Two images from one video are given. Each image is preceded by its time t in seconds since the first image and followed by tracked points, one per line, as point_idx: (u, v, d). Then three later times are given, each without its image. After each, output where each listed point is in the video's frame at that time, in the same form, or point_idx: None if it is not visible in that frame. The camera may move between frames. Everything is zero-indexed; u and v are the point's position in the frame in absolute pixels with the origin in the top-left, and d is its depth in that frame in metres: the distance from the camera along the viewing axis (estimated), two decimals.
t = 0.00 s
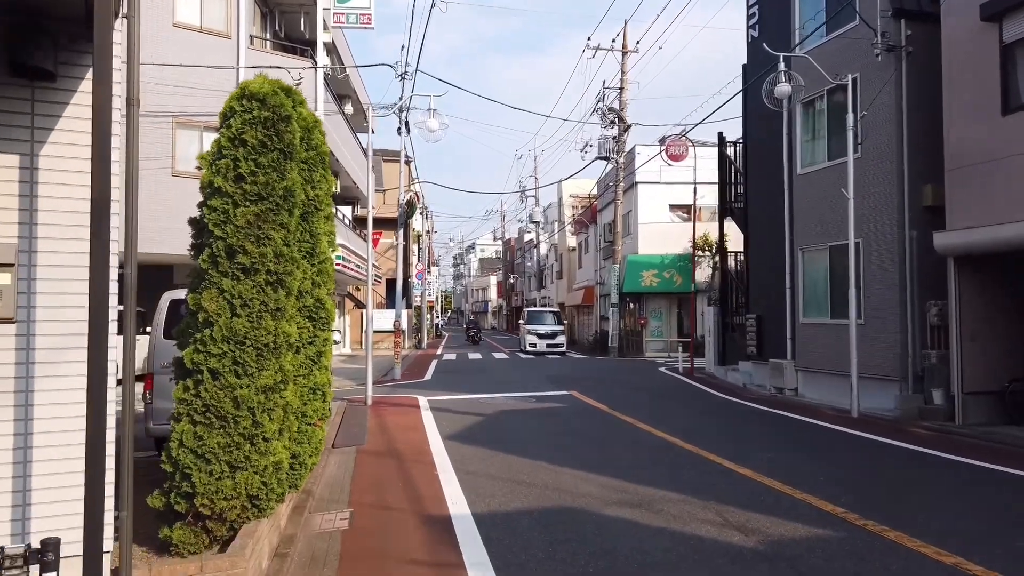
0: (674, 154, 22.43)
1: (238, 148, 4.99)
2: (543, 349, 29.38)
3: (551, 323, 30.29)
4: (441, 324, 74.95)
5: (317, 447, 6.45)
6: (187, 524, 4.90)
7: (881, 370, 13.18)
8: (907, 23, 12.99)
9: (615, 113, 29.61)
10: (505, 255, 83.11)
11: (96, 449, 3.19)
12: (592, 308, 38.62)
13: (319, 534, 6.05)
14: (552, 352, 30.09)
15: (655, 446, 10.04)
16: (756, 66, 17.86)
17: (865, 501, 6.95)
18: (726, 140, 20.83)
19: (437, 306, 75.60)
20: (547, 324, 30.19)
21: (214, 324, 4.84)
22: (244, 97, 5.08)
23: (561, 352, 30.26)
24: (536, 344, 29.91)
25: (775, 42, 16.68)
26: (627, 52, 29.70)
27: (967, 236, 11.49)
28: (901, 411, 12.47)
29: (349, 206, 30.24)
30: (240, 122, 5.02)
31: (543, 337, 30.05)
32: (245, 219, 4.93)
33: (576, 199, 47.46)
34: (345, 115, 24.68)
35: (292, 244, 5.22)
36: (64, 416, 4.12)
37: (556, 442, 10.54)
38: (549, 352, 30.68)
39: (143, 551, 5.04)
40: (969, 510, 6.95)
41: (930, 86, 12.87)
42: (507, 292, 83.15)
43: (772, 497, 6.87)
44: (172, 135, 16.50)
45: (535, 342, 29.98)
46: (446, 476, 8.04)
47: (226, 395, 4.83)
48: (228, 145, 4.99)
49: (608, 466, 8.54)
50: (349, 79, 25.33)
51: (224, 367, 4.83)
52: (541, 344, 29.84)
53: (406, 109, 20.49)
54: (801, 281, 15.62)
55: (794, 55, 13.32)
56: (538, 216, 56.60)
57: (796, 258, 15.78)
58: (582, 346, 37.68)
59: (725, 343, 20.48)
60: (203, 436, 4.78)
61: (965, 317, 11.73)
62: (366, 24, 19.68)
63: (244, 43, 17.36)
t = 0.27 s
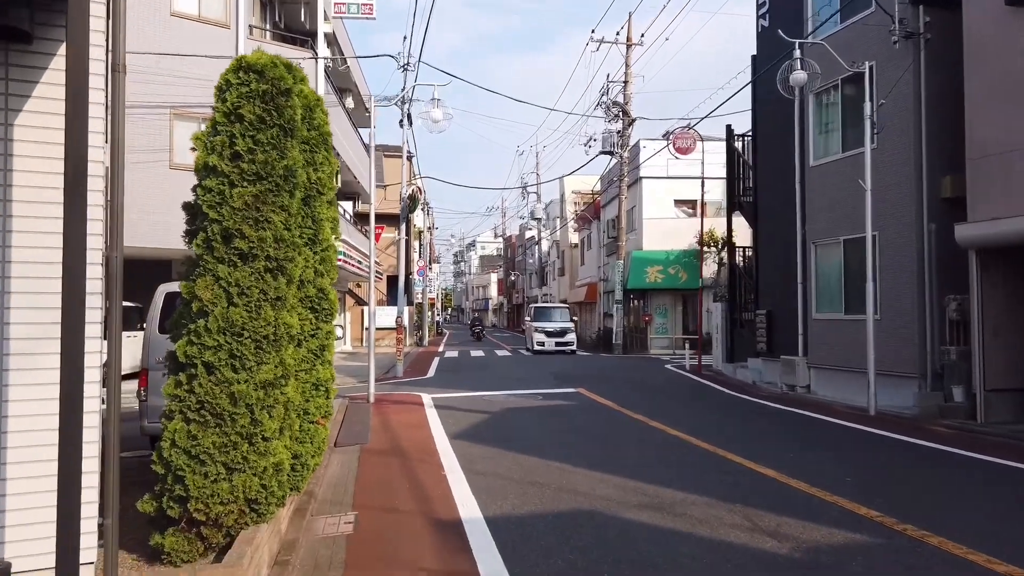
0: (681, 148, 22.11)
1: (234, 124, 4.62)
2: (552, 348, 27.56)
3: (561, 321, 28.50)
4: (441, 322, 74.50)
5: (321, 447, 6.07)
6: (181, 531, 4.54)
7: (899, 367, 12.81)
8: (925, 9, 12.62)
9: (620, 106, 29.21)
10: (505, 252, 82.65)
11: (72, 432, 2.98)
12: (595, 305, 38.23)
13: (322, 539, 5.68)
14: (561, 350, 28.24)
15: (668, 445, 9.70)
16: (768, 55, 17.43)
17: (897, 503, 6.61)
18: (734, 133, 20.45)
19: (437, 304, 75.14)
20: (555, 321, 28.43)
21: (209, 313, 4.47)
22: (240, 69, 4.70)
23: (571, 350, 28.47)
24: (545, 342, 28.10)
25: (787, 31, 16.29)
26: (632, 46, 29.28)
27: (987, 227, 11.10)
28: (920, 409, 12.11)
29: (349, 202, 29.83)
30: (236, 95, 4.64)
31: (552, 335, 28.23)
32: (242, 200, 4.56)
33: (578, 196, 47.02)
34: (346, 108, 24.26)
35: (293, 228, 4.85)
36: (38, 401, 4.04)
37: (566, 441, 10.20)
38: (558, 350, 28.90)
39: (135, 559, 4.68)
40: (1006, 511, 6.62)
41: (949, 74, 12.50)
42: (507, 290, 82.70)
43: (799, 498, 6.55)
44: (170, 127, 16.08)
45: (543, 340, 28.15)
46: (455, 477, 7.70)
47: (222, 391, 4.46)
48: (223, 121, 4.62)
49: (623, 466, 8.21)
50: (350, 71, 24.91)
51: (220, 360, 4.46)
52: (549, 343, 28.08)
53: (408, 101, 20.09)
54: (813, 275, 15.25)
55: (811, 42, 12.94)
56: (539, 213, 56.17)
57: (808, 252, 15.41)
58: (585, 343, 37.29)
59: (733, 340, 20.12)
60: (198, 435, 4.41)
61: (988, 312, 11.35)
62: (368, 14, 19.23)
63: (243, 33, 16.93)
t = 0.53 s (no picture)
0: (689, 146, 21.76)
1: (230, 112, 4.24)
2: (563, 351, 25.77)
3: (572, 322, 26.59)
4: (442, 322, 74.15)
5: (323, 459, 5.69)
6: (170, 557, 4.16)
7: (918, 371, 12.40)
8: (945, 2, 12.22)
9: (624, 105, 28.85)
10: (506, 253, 82.23)
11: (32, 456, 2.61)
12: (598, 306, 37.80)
13: (324, 559, 5.30)
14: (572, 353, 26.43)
15: (685, 454, 9.31)
16: (780, 50, 17.02)
17: (935, 519, 6.23)
18: (743, 131, 20.06)
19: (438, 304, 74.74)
20: (565, 323, 26.57)
21: (201, 318, 4.09)
22: (235, 52, 4.32)
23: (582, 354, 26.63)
24: (554, 344, 26.30)
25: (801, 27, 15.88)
26: (637, 43, 28.86)
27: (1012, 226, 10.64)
28: (940, 414, 11.72)
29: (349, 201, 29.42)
30: (232, 80, 4.26)
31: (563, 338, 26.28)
32: (237, 195, 4.18)
33: (580, 197, 46.70)
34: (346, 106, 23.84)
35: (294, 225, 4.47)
36: None
37: (578, 449, 9.81)
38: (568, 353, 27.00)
39: None
40: None
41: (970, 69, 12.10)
42: (508, 290, 82.31)
43: (831, 514, 6.18)
44: (168, 124, 15.66)
45: (553, 342, 26.24)
46: (464, 489, 7.31)
47: (215, 404, 4.08)
48: (218, 107, 4.23)
49: (640, 478, 7.83)
50: (351, 69, 24.49)
51: (214, 369, 4.07)
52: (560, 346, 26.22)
53: (410, 98, 19.67)
54: (827, 276, 14.85)
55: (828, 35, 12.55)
56: (540, 213, 55.77)
57: (822, 253, 15.03)
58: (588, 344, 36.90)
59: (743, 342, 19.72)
60: (188, 452, 4.03)
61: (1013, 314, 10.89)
62: (370, 9, 18.81)
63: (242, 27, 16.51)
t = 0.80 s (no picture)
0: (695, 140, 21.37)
1: (216, 80, 3.84)
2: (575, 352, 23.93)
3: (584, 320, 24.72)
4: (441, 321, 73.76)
5: (320, 463, 5.30)
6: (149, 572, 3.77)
7: (937, 368, 12.02)
8: None
9: (627, 100, 28.44)
10: (506, 251, 81.83)
11: None
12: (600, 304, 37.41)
13: (320, 571, 4.90)
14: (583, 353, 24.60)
15: (699, 455, 8.93)
16: (789, 41, 16.62)
17: (972, 524, 5.85)
18: (750, 125, 19.66)
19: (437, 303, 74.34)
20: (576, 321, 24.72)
21: (183, 308, 3.70)
22: (223, 15, 3.92)
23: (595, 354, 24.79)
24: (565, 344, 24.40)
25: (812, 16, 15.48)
26: (640, 37, 28.46)
27: None
28: (960, 413, 11.31)
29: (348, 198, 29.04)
30: (218, 46, 3.87)
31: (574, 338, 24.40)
32: (224, 171, 3.78)
33: (580, 194, 46.33)
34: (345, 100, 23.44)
35: (287, 207, 4.07)
36: None
37: (587, 450, 9.40)
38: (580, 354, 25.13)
39: None
40: None
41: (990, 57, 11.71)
42: (508, 289, 81.92)
43: (861, 520, 5.80)
44: (162, 116, 15.26)
45: (563, 342, 24.31)
46: (469, 492, 6.94)
47: (198, 403, 3.68)
48: (202, 76, 3.84)
49: (655, 480, 7.43)
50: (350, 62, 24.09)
51: (197, 364, 3.68)
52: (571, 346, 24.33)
53: (410, 91, 19.27)
54: (839, 272, 14.45)
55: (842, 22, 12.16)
56: (540, 211, 55.37)
57: (834, 248, 14.64)
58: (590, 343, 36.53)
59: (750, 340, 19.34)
60: (169, 457, 3.64)
61: None
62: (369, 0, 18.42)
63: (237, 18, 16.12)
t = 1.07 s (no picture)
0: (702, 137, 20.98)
1: (195, 60, 3.43)
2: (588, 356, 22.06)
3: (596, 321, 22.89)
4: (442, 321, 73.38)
5: (315, 482, 4.89)
6: None
7: (956, 371, 11.60)
8: None
9: (631, 97, 28.03)
10: (507, 251, 81.44)
11: None
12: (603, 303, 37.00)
13: None
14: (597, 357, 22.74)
15: (713, 464, 8.52)
16: (800, 34, 16.20)
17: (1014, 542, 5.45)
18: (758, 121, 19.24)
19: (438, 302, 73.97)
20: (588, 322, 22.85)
21: (158, 317, 3.29)
22: None
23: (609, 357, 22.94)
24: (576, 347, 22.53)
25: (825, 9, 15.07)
26: (644, 33, 28.06)
27: None
28: (981, 417, 10.86)
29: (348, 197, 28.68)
30: (197, 21, 3.45)
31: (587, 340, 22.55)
32: (204, 163, 3.38)
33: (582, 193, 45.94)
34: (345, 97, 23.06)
35: (276, 203, 3.66)
36: None
37: (596, 458, 8.98)
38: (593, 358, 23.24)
39: None
40: None
41: (1012, 49, 11.29)
42: (508, 288, 81.53)
43: (893, 539, 5.38)
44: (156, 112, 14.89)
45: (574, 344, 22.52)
46: (474, 507, 6.54)
47: (175, 425, 3.28)
48: (180, 55, 3.43)
49: (668, 493, 7.03)
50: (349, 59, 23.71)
51: (173, 379, 3.27)
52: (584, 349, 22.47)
53: (411, 87, 18.88)
54: (853, 271, 14.02)
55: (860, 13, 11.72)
56: (541, 210, 54.97)
57: (846, 247, 14.22)
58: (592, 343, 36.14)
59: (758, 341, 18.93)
60: (140, 485, 3.24)
61: None
62: None
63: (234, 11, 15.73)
